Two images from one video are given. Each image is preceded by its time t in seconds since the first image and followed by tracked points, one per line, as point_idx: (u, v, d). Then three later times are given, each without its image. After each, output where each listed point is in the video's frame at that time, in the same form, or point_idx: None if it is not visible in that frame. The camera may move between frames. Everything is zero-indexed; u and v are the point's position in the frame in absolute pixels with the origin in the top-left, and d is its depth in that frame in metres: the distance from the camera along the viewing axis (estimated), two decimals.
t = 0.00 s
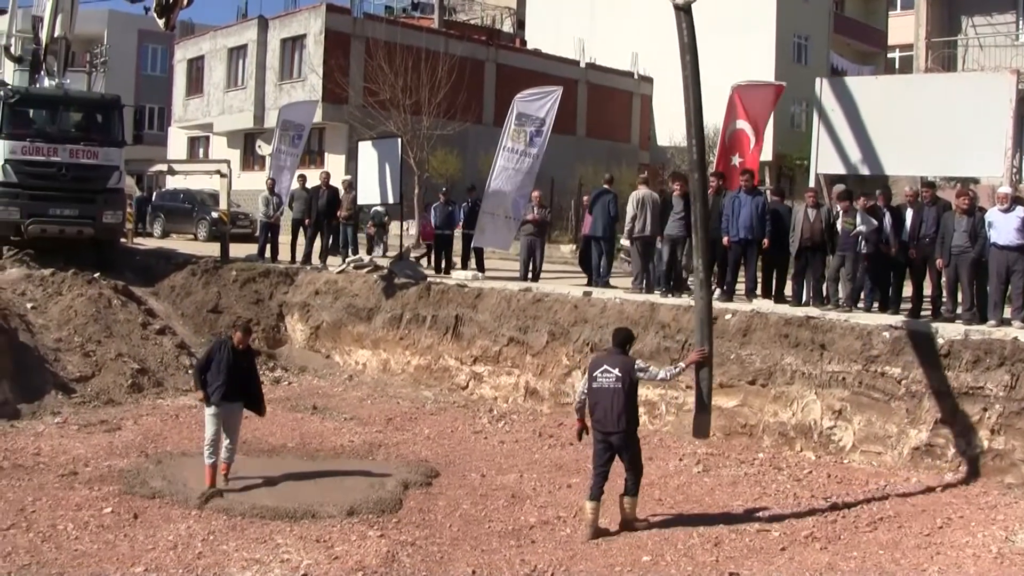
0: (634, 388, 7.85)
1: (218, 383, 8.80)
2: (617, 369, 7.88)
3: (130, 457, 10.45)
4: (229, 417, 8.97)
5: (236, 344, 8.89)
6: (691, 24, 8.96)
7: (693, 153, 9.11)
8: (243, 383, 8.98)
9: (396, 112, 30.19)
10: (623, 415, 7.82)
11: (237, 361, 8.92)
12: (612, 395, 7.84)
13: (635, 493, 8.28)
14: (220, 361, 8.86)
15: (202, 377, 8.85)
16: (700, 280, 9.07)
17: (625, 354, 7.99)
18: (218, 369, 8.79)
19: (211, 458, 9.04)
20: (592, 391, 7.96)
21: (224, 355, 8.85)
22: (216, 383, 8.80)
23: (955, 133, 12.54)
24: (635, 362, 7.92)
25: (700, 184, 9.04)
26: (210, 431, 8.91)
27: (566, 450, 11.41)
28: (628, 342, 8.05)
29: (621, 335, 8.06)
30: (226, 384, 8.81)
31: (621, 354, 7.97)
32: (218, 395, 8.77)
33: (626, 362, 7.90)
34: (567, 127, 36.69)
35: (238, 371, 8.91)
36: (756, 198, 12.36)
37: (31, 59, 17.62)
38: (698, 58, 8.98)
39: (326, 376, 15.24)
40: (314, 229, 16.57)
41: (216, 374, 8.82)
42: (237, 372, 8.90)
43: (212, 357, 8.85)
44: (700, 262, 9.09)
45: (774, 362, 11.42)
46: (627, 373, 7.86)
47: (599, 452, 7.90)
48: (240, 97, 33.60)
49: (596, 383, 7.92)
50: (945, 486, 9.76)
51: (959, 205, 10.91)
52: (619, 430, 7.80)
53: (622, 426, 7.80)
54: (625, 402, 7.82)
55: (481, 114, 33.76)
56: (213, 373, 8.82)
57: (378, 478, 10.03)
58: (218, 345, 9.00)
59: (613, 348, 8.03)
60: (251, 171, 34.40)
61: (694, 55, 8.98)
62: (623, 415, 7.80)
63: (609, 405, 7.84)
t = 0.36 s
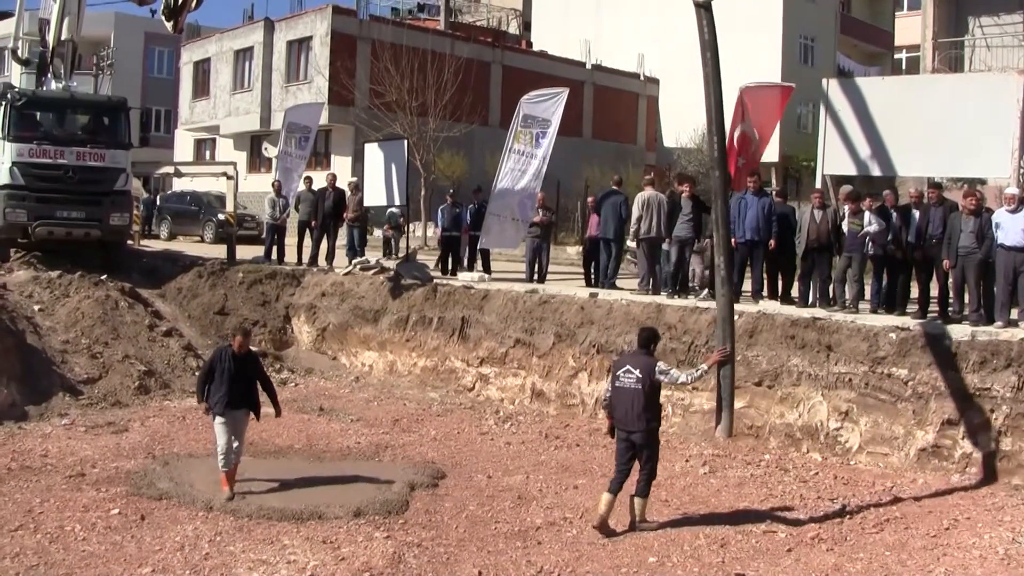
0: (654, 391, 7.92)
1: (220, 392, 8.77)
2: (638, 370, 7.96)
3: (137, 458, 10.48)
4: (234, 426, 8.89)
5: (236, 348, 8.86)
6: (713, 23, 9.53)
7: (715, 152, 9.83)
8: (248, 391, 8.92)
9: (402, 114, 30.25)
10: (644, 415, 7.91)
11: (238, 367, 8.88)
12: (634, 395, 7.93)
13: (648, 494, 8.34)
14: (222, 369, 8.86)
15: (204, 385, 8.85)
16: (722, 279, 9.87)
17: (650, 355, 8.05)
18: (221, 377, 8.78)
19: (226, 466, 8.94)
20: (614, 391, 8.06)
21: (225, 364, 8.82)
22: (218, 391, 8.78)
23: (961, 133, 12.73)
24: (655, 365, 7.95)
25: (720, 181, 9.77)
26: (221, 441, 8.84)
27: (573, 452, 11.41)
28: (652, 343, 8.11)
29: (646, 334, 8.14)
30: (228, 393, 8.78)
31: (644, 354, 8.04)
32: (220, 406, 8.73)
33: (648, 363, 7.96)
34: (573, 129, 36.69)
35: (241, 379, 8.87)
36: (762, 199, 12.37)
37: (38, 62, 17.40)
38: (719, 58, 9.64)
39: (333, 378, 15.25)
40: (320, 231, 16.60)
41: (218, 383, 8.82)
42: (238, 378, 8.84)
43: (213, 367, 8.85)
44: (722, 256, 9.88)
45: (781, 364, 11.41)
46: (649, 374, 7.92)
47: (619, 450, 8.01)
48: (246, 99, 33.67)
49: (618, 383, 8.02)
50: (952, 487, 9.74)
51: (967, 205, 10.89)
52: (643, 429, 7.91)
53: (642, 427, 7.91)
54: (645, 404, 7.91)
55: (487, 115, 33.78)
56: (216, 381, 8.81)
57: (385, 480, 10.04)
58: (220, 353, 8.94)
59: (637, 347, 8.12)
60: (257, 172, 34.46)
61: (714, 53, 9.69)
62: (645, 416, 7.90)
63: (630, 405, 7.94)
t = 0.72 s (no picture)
0: (666, 387, 7.98)
1: (222, 393, 8.75)
2: (650, 367, 8.05)
3: (143, 458, 10.50)
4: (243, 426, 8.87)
5: (236, 345, 8.77)
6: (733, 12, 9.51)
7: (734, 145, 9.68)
8: (252, 390, 8.87)
9: (407, 114, 30.29)
10: (657, 411, 7.98)
11: (240, 365, 8.86)
12: (648, 391, 8.03)
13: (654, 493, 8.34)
14: (225, 369, 8.82)
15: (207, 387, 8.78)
16: (743, 272, 9.68)
17: (665, 352, 8.12)
18: (223, 378, 8.75)
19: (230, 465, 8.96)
20: (630, 388, 8.16)
21: (229, 364, 8.79)
22: (219, 390, 8.76)
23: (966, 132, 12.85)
24: (666, 360, 8.01)
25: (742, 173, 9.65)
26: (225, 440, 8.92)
27: (578, 452, 11.41)
28: (667, 339, 8.16)
29: (662, 332, 8.19)
30: (231, 393, 8.75)
31: (659, 351, 8.11)
32: (222, 404, 8.72)
33: (660, 359, 8.03)
34: (578, 128, 36.67)
35: (243, 377, 8.84)
36: (767, 198, 12.34)
37: (43, 63, 17.47)
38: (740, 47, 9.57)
39: (338, 377, 15.27)
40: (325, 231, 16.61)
41: (221, 384, 8.78)
42: (240, 377, 8.82)
43: (216, 368, 8.82)
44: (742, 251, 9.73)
45: (786, 363, 11.39)
46: (661, 371, 8.00)
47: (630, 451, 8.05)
48: (251, 99, 33.70)
49: (634, 380, 8.12)
50: (958, 486, 9.73)
51: (972, 204, 10.84)
52: (656, 428, 7.98)
53: (655, 423, 7.99)
54: (658, 401, 7.98)
55: (492, 115, 33.78)
56: (218, 382, 8.79)
57: (390, 479, 10.06)
58: (223, 353, 8.85)
59: (653, 344, 8.19)
60: (262, 173, 34.50)
61: (734, 44, 9.58)
62: (659, 413, 7.98)
63: (644, 402, 8.04)
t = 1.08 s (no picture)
0: (685, 386, 8.02)
1: (250, 396, 8.69)
2: (670, 365, 8.10)
3: (156, 457, 10.54)
4: (270, 425, 8.86)
5: (258, 345, 8.71)
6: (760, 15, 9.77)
7: (761, 146, 9.95)
8: (278, 388, 8.85)
9: (417, 114, 30.38)
10: (677, 409, 8.04)
11: (263, 365, 8.81)
12: (667, 389, 8.08)
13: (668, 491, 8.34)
14: (250, 367, 8.76)
15: (232, 391, 8.72)
16: (768, 272, 10.04)
17: (686, 350, 8.13)
18: (249, 380, 8.71)
19: (246, 465, 8.94)
20: (652, 386, 8.23)
21: (254, 365, 8.72)
22: (247, 394, 8.71)
23: (982, 126, 13.15)
24: (685, 360, 8.03)
25: (768, 173, 9.97)
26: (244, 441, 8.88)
27: (590, 451, 11.40)
28: (690, 339, 8.16)
29: (683, 331, 8.18)
30: (259, 394, 8.72)
31: (680, 349, 8.14)
32: (253, 407, 8.66)
33: (680, 358, 8.06)
34: (589, 127, 36.64)
35: (268, 377, 8.81)
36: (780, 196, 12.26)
37: (56, 64, 17.59)
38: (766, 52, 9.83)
39: (350, 377, 15.29)
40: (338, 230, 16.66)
41: (249, 387, 8.72)
42: (264, 379, 8.77)
43: (240, 369, 8.75)
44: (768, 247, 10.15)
45: (798, 362, 11.35)
46: (679, 369, 8.04)
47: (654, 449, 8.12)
48: (262, 99, 33.78)
49: (655, 378, 8.18)
50: (972, 486, 9.67)
51: (986, 203, 10.79)
52: (676, 426, 8.03)
53: (675, 422, 8.04)
54: (677, 398, 8.03)
55: (503, 114, 33.78)
56: (244, 385, 8.73)
57: (402, 478, 10.08)
58: (246, 355, 8.77)
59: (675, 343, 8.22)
60: (274, 172, 34.59)
61: (761, 43, 9.83)
62: (679, 410, 8.03)
63: (663, 399, 8.11)
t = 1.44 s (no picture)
0: (707, 380, 8.02)
1: (290, 393, 8.59)
2: (693, 359, 8.10)
3: (169, 453, 10.58)
4: (301, 428, 8.76)
5: (301, 344, 8.61)
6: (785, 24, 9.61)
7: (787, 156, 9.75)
8: (315, 389, 8.79)
9: (431, 111, 30.49)
10: (701, 403, 8.04)
11: (304, 364, 8.71)
12: (690, 383, 8.11)
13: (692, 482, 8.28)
14: (290, 363, 8.65)
15: (272, 385, 8.62)
16: (792, 284, 9.78)
17: (710, 344, 8.09)
18: (289, 376, 8.60)
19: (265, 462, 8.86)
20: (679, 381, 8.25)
21: (294, 362, 8.62)
22: (287, 389, 8.60)
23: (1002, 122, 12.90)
24: (707, 354, 8.00)
25: (793, 186, 9.78)
26: (271, 438, 8.68)
27: (603, 447, 11.39)
28: (715, 333, 8.11)
29: (709, 325, 8.15)
30: (297, 391, 8.62)
31: (704, 344, 8.10)
32: (293, 403, 8.56)
33: (703, 352, 8.04)
34: (602, 124, 36.60)
35: (307, 376, 8.72)
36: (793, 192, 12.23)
37: (69, 61, 17.66)
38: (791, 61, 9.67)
39: (362, 373, 15.32)
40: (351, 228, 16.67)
41: (288, 384, 8.62)
42: (305, 376, 8.70)
43: (281, 365, 8.63)
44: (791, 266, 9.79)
45: (810, 359, 11.30)
46: (702, 363, 8.02)
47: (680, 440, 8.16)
48: (275, 96, 33.85)
49: (681, 372, 8.20)
50: (986, 483, 9.62)
51: (1000, 199, 10.72)
52: (699, 419, 8.04)
53: (699, 415, 8.04)
54: (700, 391, 8.03)
55: (516, 111, 33.77)
56: (284, 380, 8.63)
57: (415, 474, 10.10)
58: (288, 352, 8.65)
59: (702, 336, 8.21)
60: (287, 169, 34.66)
61: (786, 54, 9.68)
62: (702, 404, 8.02)
63: (688, 393, 8.13)
